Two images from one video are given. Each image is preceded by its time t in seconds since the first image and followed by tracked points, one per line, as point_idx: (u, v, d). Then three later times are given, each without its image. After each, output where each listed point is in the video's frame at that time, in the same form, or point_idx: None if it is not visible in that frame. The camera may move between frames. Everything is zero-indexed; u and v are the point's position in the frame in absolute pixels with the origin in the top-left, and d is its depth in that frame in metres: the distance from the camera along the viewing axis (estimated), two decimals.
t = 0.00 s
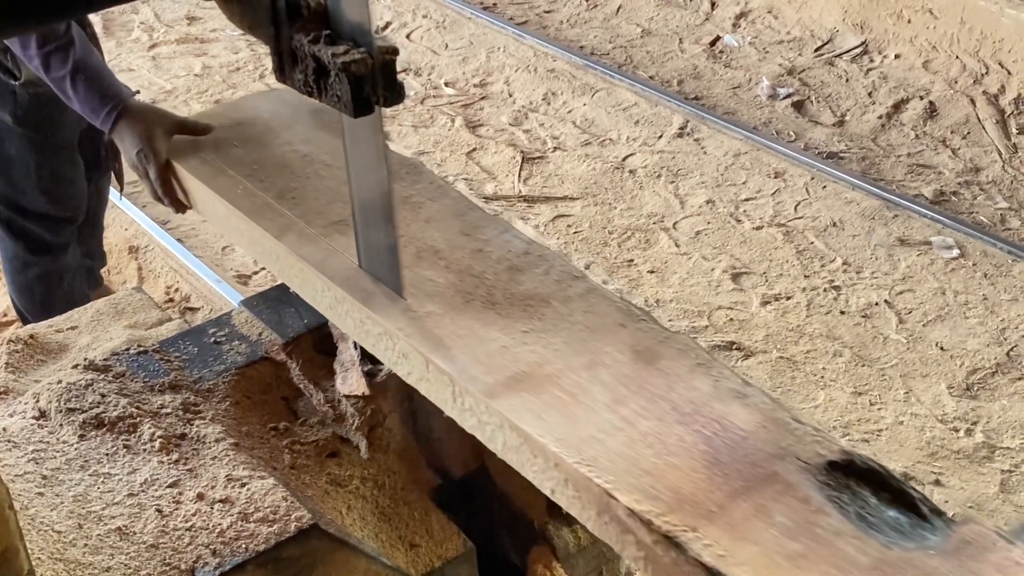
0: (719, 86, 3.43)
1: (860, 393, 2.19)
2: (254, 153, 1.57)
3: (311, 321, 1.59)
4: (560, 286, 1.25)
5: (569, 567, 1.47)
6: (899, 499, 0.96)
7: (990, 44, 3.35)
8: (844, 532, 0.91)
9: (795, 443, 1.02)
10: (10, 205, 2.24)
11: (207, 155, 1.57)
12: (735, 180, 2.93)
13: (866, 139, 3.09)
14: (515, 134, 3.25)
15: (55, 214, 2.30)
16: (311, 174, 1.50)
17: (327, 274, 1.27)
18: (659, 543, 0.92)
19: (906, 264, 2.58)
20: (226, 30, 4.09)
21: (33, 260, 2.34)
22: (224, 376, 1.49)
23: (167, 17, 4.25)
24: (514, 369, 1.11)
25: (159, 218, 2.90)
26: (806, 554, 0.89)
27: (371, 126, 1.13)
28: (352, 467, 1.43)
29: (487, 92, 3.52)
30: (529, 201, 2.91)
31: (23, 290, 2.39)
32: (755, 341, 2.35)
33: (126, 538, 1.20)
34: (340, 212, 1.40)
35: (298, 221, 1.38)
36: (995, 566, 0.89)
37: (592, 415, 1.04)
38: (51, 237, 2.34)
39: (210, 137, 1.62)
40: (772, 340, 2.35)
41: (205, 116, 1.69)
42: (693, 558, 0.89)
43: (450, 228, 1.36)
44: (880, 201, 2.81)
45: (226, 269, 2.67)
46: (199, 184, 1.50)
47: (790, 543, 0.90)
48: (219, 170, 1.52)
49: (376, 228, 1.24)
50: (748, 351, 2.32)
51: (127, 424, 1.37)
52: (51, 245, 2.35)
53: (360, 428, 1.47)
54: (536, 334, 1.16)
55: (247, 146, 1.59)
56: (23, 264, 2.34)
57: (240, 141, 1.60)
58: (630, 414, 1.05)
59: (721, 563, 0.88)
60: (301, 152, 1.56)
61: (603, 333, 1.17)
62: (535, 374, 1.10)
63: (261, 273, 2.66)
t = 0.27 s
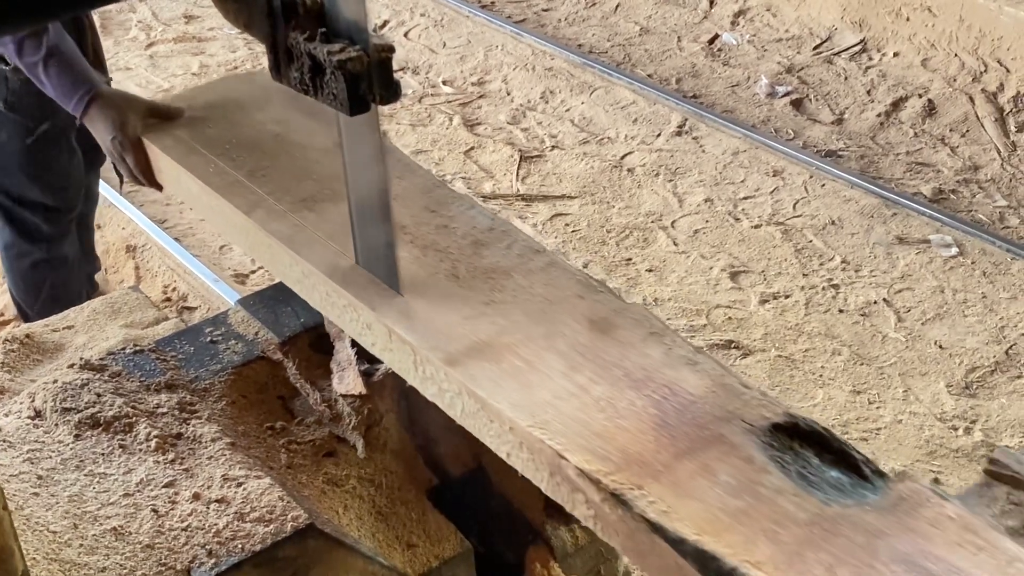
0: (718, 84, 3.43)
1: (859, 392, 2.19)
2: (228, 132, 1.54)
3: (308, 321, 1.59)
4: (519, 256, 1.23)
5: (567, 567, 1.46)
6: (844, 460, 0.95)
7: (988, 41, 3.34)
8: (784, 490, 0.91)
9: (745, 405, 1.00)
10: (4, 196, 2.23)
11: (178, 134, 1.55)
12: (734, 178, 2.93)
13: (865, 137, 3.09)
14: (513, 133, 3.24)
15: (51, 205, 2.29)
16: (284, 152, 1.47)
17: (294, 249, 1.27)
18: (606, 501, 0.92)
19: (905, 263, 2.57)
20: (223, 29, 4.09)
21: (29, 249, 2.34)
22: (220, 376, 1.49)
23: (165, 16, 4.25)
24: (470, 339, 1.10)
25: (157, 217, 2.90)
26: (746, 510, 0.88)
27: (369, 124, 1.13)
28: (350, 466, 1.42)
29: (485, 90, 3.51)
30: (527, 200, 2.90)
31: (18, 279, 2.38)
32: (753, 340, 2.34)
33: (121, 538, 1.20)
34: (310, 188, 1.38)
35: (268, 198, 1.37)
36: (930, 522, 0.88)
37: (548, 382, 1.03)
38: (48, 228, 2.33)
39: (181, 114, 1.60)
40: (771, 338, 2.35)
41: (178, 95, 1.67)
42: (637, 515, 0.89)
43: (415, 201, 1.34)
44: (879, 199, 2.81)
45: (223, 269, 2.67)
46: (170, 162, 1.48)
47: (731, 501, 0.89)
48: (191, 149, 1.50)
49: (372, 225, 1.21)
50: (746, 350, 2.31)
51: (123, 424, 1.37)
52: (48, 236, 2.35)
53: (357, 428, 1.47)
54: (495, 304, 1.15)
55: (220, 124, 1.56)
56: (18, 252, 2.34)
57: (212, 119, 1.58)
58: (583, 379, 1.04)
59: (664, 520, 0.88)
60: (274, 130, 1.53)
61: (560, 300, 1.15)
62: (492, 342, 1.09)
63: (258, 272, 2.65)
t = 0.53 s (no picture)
0: (717, 81, 3.42)
1: (859, 389, 2.19)
2: (203, 111, 1.56)
3: (306, 318, 1.58)
4: (484, 232, 1.25)
5: (566, 563, 1.45)
6: (790, 423, 0.96)
7: (988, 37, 3.34)
8: (730, 450, 0.92)
9: (700, 373, 1.02)
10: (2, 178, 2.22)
11: (154, 116, 1.56)
12: (733, 175, 2.92)
13: (864, 134, 3.08)
14: (513, 130, 3.24)
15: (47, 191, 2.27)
16: (258, 131, 1.49)
17: (266, 226, 1.28)
18: (582, 477, 0.91)
19: (905, 259, 2.57)
20: (222, 27, 4.08)
21: (27, 234, 2.32)
22: (219, 373, 1.49)
23: (163, 14, 4.24)
24: (432, 308, 1.12)
25: (155, 214, 2.90)
26: (693, 468, 0.90)
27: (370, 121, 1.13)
28: (349, 463, 1.42)
29: (484, 87, 3.51)
30: (526, 197, 2.90)
31: (16, 264, 2.37)
32: (753, 336, 2.34)
33: (120, 535, 1.20)
34: (282, 166, 1.40)
35: (241, 174, 1.39)
36: (868, 479, 0.89)
37: (509, 350, 1.06)
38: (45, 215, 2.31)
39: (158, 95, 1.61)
40: (770, 335, 2.35)
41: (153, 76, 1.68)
42: (587, 473, 0.90)
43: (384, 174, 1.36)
44: (878, 196, 2.81)
45: (222, 266, 2.66)
46: (147, 141, 1.50)
47: (679, 460, 0.91)
48: (167, 128, 1.52)
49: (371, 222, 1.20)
50: (745, 346, 2.31)
51: (122, 421, 1.36)
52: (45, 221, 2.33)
53: (356, 424, 1.46)
54: (459, 277, 1.17)
55: (195, 104, 1.58)
56: (16, 235, 2.33)
57: (188, 100, 1.59)
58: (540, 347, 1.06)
59: (612, 477, 0.89)
60: (249, 111, 1.55)
61: (521, 274, 1.18)
62: (456, 312, 1.12)
63: (257, 269, 2.65)
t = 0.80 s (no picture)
0: (716, 79, 3.42)
1: (857, 388, 2.19)
2: (179, 96, 1.59)
3: (304, 317, 1.57)
4: (449, 208, 1.29)
5: (565, 563, 1.43)
6: (734, 386, 1.01)
7: (987, 36, 3.34)
8: (674, 412, 0.97)
9: (653, 340, 1.07)
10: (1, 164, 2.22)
11: (130, 99, 1.60)
12: (732, 174, 2.92)
13: (863, 132, 3.08)
14: (511, 129, 3.24)
15: (45, 183, 2.26)
16: (229, 113, 1.54)
17: (237, 202, 1.33)
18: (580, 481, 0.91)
19: (903, 258, 2.57)
20: (221, 25, 4.08)
21: (23, 222, 2.32)
22: (216, 372, 1.49)
23: (162, 12, 4.24)
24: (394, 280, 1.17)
25: (154, 213, 2.89)
26: (638, 430, 0.95)
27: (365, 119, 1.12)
28: (347, 462, 1.42)
29: (483, 86, 3.51)
30: (525, 196, 2.90)
31: (14, 254, 2.36)
32: (751, 335, 2.34)
33: (117, 534, 1.20)
34: (255, 147, 1.44)
35: (213, 153, 1.43)
36: (806, 439, 0.94)
37: (466, 320, 1.11)
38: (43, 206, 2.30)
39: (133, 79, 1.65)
40: (769, 333, 2.35)
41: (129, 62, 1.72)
42: (537, 435, 0.96)
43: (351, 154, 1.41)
44: (877, 194, 2.81)
45: (220, 265, 2.66)
46: (123, 124, 1.54)
47: (625, 422, 0.96)
48: (142, 111, 1.56)
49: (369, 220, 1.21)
50: (744, 345, 2.31)
51: (118, 420, 1.36)
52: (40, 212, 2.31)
53: (354, 424, 1.45)
54: (423, 251, 1.22)
55: (170, 87, 1.62)
56: (15, 223, 2.33)
57: (162, 84, 1.63)
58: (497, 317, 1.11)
59: (561, 439, 0.94)
60: (221, 93, 1.60)
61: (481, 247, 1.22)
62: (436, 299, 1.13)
63: (255, 268, 2.65)
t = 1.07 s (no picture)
0: (715, 79, 3.43)
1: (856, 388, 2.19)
2: (155, 79, 1.62)
3: (303, 317, 1.58)
4: (412, 185, 1.32)
5: (563, 562, 1.45)
6: (680, 354, 1.04)
7: (986, 36, 3.35)
8: (621, 376, 1.00)
9: (604, 313, 1.10)
10: None
11: (108, 82, 1.62)
12: (731, 174, 2.93)
13: (861, 132, 3.09)
14: (510, 129, 3.24)
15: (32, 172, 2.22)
16: (205, 97, 1.55)
17: (207, 179, 1.35)
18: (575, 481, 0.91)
19: (901, 258, 2.57)
20: (220, 25, 4.07)
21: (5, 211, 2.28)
22: (215, 372, 1.49)
23: (161, 13, 4.24)
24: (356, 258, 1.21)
25: (153, 213, 2.90)
26: (584, 394, 0.98)
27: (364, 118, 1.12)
28: (345, 463, 1.42)
29: (482, 86, 3.51)
30: (524, 196, 2.90)
31: None
32: (750, 335, 2.34)
33: (116, 534, 1.20)
34: (228, 128, 1.47)
35: (186, 134, 1.45)
36: (743, 401, 0.96)
37: (429, 293, 1.14)
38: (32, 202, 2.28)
39: (112, 62, 1.67)
40: (767, 334, 2.35)
41: (110, 47, 1.74)
42: (488, 399, 0.99)
43: (321, 136, 1.43)
44: (876, 194, 2.81)
45: (219, 265, 2.66)
46: (100, 107, 1.57)
47: (573, 386, 0.99)
48: (120, 94, 1.58)
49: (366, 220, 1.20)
50: (742, 345, 2.31)
51: (118, 420, 1.36)
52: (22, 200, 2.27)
53: (353, 424, 1.45)
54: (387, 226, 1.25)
55: (147, 72, 1.64)
56: None
57: (140, 68, 1.65)
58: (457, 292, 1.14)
59: (511, 402, 0.98)
60: (197, 76, 1.61)
61: (443, 225, 1.25)
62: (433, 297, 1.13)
63: (254, 268, 2.65)
